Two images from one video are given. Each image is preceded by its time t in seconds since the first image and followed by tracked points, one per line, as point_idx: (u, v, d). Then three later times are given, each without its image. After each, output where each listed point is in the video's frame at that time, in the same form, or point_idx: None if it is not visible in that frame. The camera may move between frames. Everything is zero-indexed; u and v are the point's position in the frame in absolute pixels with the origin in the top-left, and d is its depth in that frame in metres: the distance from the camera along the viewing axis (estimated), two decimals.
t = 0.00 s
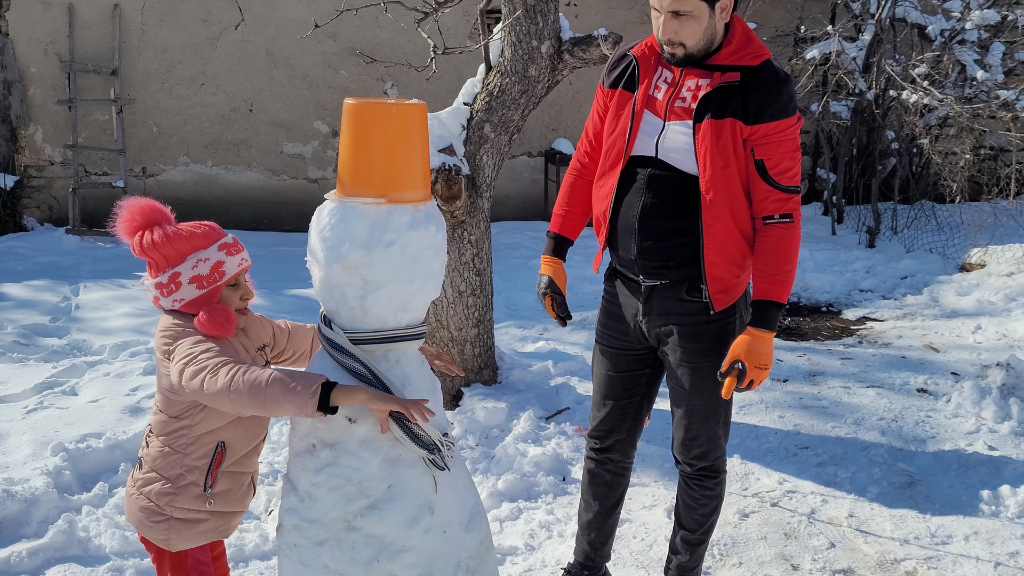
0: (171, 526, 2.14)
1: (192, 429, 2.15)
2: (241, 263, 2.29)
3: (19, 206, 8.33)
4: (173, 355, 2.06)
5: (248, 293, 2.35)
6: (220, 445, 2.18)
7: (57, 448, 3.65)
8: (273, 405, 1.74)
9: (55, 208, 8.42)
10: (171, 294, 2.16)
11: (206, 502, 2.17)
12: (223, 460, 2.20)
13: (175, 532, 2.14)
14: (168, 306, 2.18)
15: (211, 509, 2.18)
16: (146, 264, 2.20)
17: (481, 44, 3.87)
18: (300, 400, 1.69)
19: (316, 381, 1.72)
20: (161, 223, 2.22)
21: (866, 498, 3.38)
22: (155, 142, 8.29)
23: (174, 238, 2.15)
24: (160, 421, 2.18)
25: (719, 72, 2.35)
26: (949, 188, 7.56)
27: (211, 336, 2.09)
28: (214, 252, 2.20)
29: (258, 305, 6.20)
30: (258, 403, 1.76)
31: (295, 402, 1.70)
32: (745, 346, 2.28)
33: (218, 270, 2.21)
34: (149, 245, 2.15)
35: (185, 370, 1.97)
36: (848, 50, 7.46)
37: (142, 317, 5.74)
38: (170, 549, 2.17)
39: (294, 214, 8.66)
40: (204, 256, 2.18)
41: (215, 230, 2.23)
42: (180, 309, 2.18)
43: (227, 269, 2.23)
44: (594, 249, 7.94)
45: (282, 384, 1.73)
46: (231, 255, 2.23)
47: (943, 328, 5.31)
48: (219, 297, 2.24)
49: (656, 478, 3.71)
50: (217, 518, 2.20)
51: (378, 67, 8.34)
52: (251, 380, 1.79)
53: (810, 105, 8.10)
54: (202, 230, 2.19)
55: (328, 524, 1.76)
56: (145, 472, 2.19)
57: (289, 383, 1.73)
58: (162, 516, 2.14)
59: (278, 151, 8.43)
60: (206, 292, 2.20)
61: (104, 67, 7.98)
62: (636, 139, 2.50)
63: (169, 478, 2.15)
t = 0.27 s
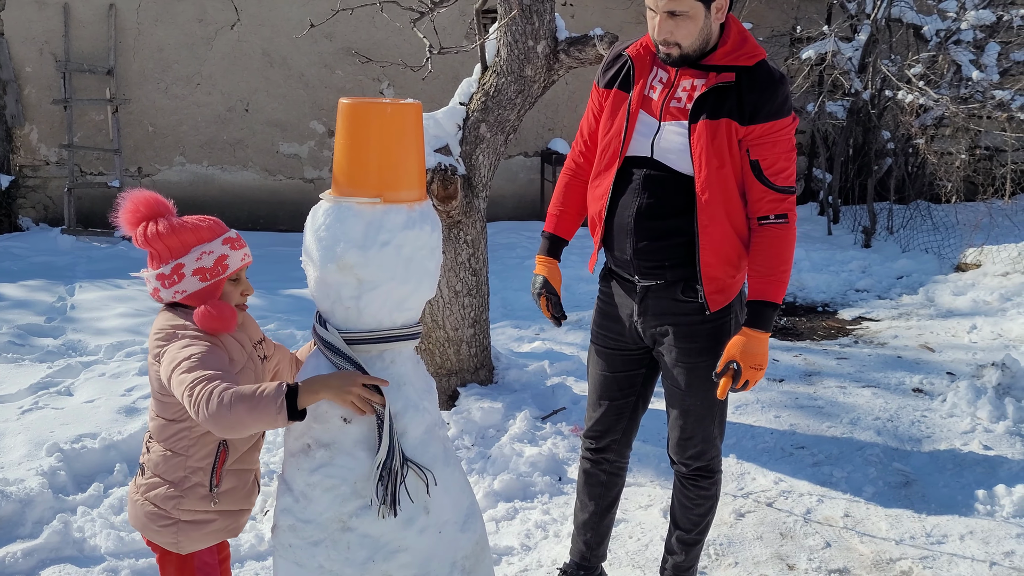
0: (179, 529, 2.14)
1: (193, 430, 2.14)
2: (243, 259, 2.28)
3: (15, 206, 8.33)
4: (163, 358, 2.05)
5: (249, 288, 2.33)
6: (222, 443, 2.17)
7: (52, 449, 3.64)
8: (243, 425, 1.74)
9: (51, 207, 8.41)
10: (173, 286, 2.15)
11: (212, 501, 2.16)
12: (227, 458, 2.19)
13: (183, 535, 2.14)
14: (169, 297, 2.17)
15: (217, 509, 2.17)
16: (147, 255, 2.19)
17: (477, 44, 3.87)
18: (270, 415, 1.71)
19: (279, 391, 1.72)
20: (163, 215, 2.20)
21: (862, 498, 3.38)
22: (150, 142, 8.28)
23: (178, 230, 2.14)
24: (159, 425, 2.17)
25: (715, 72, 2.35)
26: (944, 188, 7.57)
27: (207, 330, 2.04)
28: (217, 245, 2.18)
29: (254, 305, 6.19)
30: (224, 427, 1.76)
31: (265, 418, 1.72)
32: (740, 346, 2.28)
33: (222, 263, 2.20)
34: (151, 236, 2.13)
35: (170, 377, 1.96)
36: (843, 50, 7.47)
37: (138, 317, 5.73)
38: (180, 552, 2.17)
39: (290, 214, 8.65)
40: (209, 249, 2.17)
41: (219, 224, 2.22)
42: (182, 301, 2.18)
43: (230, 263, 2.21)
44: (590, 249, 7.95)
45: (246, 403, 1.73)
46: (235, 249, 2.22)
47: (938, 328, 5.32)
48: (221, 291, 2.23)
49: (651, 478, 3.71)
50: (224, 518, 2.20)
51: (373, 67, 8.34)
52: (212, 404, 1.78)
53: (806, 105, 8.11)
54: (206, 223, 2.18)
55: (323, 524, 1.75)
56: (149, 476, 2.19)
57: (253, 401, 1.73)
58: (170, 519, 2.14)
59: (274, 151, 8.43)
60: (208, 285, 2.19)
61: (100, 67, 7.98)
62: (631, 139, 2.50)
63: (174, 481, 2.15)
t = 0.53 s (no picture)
0: (180, 532, 2.14)
1: (190, 433, 2.14)
2: (235, 257, 2.29)
3: (11, 206, 8.31)
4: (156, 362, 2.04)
5: (240, 287, 2.34)
6: (219, 444, 2.16)
7: (48, 449, 3.63)
8: (243, 427, 1.77)
9: (47, 207, 8.40)
10: (165, 286, 2.15)
11: (212, 503, 2.16)
12: (225, 459, 2.19)
13: (185, 538, 2.14)
14: (161, 298, 2.17)
15: (217, 510, 2.17)
16: (137, 256, 2.19)
17: (474, 44, 3.87)
18: (270, 415, 1.74)
19: (278, 391, 1.75)
20: (152, 216, 2.21)
21: (859, 497, 3.38)
22: (147, 142, 8.27)
23: (169, 229, 2.15)
24: (155, 429, 2.17)
25: (712, 72, 2.35)
26: (941, 188, 7.58)
27: (210, 328, 2.10)
28: (209, 244, 2.19)
29: (251, 305, 6.18)
30: (224, 430, 1.78)
31: (265, 419, 1.74)
32: (737, 346, 2.28)
33: (214, 262, 2.21)
34: (142, 237, 2.14)
35: (167, 380, 1.95)
36: (840, 50, 7.48)
37: (134, 317, 5.72)
38: (182, 554, 2.17)
39: (287, 214, 8.64)
40: (201, 248, 2.18)
41: (210, 224, 2.23)
42: (175, 301, 2.17)
43: (222, 262, 2.22)
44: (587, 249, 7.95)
45: (245, 405, 1.76)
46: (226, 248, 2.23)
47: (935, 327, 5.33)
48: (213, 290, 2.24)
49: (648, 478, 3.72)
50: (225, 518, 2.20)
51: (370, 67, 8.34)
52: (210, 408, 1.79)
53: (802, 105, 8.12)
54: (197, 222, 2.20)
55: (320, 525, 1.75)
56: (147, 481, 2.18)
57: (251, 402, 1.75)
58: (171, 522, 2.14)
59: (271, 151, 8.42)
60: (201, 284, 2.20)
61: (96, 66, 7.97)
62: (628, 139, 2.50)
63: (173, 484, 2.15)
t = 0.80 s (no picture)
0: (178, 534, 2.14)
1: (187, 435, 2.14)
2: (228, 259, 2.29)
3: (9, 207, 8.31)
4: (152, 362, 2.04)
5: (233, 289, 2.34)
6: (216, 445, 2.16)
7: (46, 450, 3.63)
8: (252, 411, 1.76)
9: (44, 208, 8.39)
10: (158, 288, 2.15)
11: (210, 504, 2.16)
12: (222, 459, 2.19)
13: (183, 539, 2.14)
14: (154, 300, 2.16)
15: (215, 511, 2.17)
16: (130, 257, 2.18)
17: (471, 44, 3.87)
18: (280, 399, 1.73)
19: (290, 377, 1.75)
20: (145, 217, 2.20)
21: (857, 498, 3.38)
22: (144, 143, 8.26)
23: (162, 231, 2.15)
24: (151, 431, 2.16)
25: (710, 72, 2.35)
26: (938, 188, 7.59)
27: (202, 330, 2.10)
28: (203, 246, 2.19)
29: (249, 306, 6.18)
30: (233, 413, 1.77)
31: (275, 403, 1.73)
32: (735, 347, 2.28)
33: (208, 264, 2.21)
34: (134, 238, 2.13)
35: (165, 378, 1.96)
36: (838, 50, 7.48)
37: (132, 318, 5.71)
38: (180, 556, 2.17)
39: (284, 214, 8.64)
40: (194, 250, 2.17)
41: (203, 225, 2.23)
42: (168, 303, 2.17)
43: (216, 264, 2.22)
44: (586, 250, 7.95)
45: (256, 388, 1.75)
46: (220, 250, 2.23)
47: (932, 327, 5.33)
48: (206, 292, 2.24)
49: (647, 478, 3.72)
50: (223, 519, 2.20)
51: (368, 67, 8.34)
52: (220, 390, 1.80)
53: (800, 105, 8.13)
54: (190, 224, 2.20)
55: (318, 525, 1.75)
56: (144, 483, 2.18)
57: (262, 386, 1.75)
58: (169, 525, 2.14)
59: (269, 151, 8.42)
60: (194, 286, 2.20)
61: (93, 67, 7.96)
62: (626, 139, 2.50)
63: (170, 486, 2.14)
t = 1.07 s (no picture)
0: (176, 535, 2.14)
1: (183, 435, 2.13)
2: (223, 259, 2.28)
3: (7, 207, 8.30)
4: (146, 362, 2.04)
5: (228, 289, 2.33)
6: (212, 444, 2.16)
7: (45, 451, 3.63)
8: (257, 408, 1.76)
9: (43, 208, 8.38)
10: (152, 288, 2.15)
11: (207, 504, 2.16)
12: (219, 459, 2.19)
13: (181, 540, 2.14)
14: (148, 300, 2.16)
15: (213, 511, 2.17)
16: (124, 257, 2.19)
17: (470, 45, 3.87)
18: (285, 397, 1.73)
19: (295, 375, 1.75)
20: (139, 217, 2.20)
21: (855, 497, 3.38)
22: (143, 143, 8.26)
23: (156, 230, 2.15)
24: (147, 433, 2.16)
25: (708, 72, 2.35)
26: (937, 188, 7.59)
27: (196, 330, 2.10)
28: (197, 246, 2.19)
29: (247, 307, 6.17)
30: (239, 410, 1.78)
31: (280, 401, 1.73)
32: (734, 347, 2.28)
33: (202, 263, 2.20)
34: (128, 238, 2.13)
35: (161, 377, 1.95)
36: (836, 50, 7.48)
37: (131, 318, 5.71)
38: (179, 557, 2.17)
39: (283, 215, 8.64)
40: (188, 249, 2.17)
41: (197, 225, 2.23)
42: (162, 302, 2.17)
43: (210, 263, 2.22)
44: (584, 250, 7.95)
45: (261, 386, 1.75)
46: (214, 249, 2.22)
47: (931, 327, 5.33)
48: (201, 291, 2.23)
49: (645, 478, 3.72)
50: (221, 519, 2.20)
51: (366, 67, 8.34)
52: (225, 387, 1.80)
53: (799, 105, 8.13)
54: (185, 223, 2.20)
55: (316, 526, 1.75)
56: (141, 484, 2.17)
57: (267, 383, 1.75)
58: (167, 526, 2.14)
59: (267, 152, 8.41)
60: (188, 285, 2.20)
61: (92, 67, 7.96)
62: (624, 139, 2.50)
63: (167, 487, 2.14)
